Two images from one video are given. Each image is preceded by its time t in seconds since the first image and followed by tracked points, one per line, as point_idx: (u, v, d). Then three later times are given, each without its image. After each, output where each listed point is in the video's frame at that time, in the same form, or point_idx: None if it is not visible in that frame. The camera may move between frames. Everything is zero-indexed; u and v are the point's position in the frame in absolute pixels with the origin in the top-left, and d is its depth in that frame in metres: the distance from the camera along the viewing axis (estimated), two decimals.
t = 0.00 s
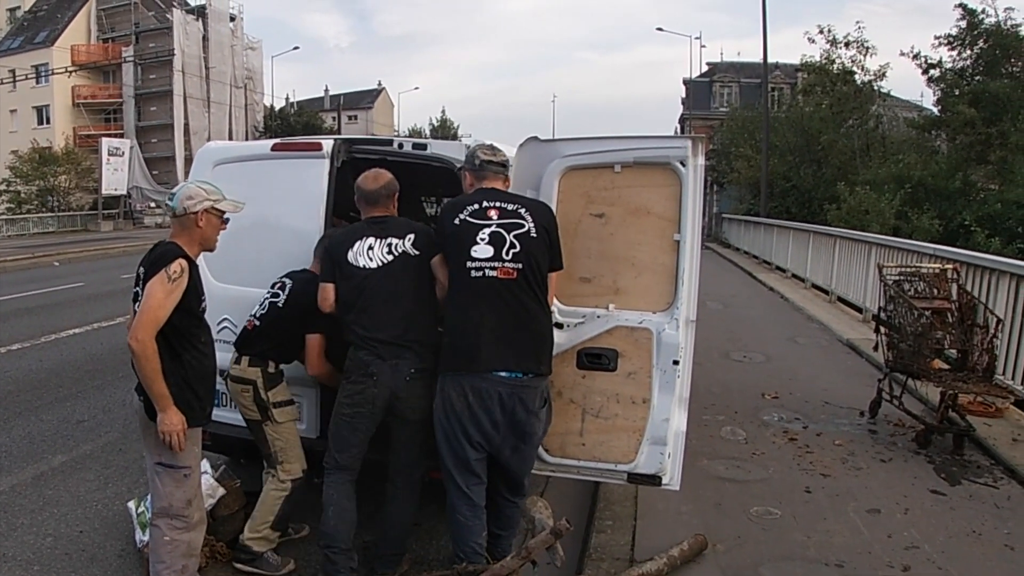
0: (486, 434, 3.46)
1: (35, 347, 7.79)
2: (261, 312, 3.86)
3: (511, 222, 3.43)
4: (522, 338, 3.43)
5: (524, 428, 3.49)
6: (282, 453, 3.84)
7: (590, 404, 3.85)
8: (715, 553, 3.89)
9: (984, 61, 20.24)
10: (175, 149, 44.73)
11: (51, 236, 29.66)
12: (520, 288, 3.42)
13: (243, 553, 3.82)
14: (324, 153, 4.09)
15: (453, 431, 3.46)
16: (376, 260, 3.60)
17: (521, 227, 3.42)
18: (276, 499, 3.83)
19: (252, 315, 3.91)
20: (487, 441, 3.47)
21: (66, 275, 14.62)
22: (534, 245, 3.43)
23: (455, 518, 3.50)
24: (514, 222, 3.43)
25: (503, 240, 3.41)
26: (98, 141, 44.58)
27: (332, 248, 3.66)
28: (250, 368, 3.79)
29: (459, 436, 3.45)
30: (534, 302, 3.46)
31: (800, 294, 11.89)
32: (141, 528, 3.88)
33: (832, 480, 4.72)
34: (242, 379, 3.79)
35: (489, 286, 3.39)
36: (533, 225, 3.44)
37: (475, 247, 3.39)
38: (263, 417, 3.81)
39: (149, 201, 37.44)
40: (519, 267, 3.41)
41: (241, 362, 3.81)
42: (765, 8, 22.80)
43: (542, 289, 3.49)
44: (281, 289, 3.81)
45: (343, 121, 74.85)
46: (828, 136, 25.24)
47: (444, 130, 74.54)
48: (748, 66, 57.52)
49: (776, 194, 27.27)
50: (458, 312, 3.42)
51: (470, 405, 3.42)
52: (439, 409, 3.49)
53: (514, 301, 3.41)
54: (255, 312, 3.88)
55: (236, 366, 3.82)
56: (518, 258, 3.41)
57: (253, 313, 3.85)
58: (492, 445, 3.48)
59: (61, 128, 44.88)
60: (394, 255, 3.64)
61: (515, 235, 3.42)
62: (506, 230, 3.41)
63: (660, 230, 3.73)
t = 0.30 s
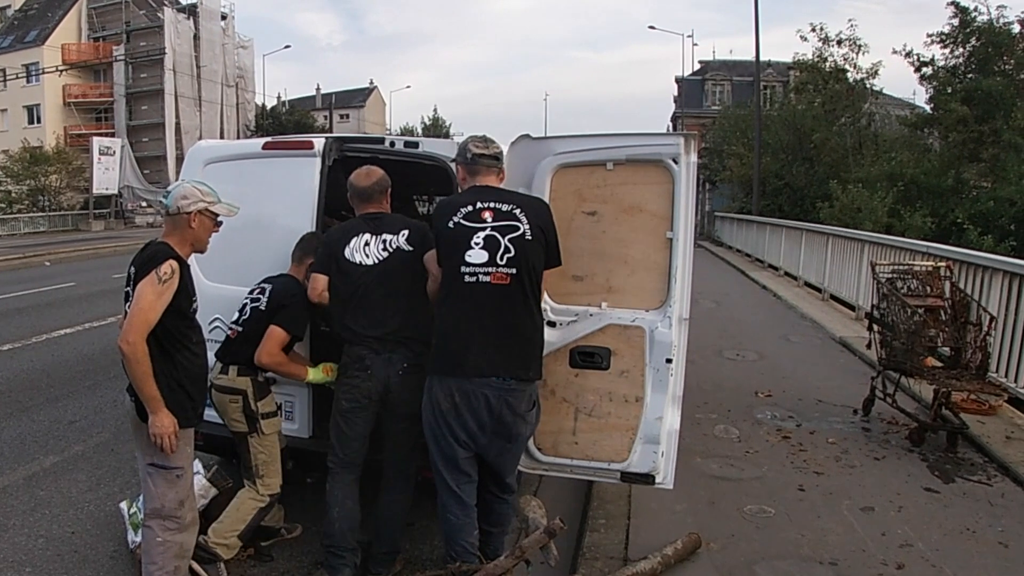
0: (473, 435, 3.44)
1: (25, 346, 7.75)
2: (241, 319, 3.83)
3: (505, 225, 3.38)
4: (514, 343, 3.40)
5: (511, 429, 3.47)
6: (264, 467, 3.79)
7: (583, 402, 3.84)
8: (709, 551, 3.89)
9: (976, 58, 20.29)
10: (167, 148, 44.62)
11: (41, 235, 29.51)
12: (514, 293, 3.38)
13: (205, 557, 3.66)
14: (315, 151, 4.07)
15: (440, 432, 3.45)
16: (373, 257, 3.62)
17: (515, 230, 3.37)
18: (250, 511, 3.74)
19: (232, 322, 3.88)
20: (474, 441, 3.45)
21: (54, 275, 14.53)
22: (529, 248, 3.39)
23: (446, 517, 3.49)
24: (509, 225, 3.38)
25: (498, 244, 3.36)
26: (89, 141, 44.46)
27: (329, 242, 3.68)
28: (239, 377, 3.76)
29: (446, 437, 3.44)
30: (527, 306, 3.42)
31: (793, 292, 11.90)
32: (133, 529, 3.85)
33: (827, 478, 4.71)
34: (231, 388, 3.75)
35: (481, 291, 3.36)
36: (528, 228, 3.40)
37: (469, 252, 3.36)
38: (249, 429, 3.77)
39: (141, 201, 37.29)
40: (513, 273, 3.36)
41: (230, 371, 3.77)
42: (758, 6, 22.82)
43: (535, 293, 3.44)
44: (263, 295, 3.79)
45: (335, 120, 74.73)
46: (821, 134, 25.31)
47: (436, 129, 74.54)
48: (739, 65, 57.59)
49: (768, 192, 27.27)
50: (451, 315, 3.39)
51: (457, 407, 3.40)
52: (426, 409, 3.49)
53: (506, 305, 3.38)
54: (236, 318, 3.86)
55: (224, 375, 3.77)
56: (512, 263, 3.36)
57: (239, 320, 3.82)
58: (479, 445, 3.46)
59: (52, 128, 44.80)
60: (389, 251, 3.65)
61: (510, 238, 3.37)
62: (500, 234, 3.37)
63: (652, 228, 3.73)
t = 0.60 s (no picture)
0: (473, 437, 3.42)
1: (17, 351, 7.73)
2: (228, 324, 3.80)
3: (501, 228, 3.36)
4: (512, 346, 3.39)
5: (509, 431, 3.47)
6: (269, 467, 3.76)
7: (576, 405, 3.84)
8: (703, 553, 3.88)
9: (970, 59, 20.33)
10: (160, 151, 44.55)
11: (31, 239, 29.33)
12: (514, 296, 3.37)
13: (216, 558, 3.66)
14: (309, 154, 4.07)
15: (440, 434, 3.41)
16: (362, 260, 3.62)
17: (512, 232, 3.36)
18: (261, 512, 3.72)
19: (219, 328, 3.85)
20: (473, 443, 3.44)
21: (45, 279, 14.50)
22: (526, 250, 3.38)
23: (442, 521, 3.45)
24: (504, 227, 3.36)
25: (495, 248, 3.34)
26: (82, 144, 44.42)
27: (321, 245, 3.68)
28: (229, 383, 3.71)
29: (446, 440, 3.41)
30: (526, 308, 3.41)
31: (787, 294, 11.91)
32: (126, 533, 3.85)
33: (820, 480, 4.71)
34: (221, 396, 3.70)
35: (481, 296, 3.34)
36: (524, 230, 3.38)
37: (468, 258, 3.32)
38: (247, 433, 3.72)
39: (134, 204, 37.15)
40: (511, 276, 3.35)
41: (219, 377, 3.72)
42: (751, 8, 22.84)
43: (533, 293, 3.44)
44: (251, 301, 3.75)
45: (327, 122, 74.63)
46: (815, 136, 25.35)
47: (430, 131, 74.51)
48: (733, 66, 57.57)
49: (762, 193, 27.09)
50: (450, 322, 3.35)
51: (458, 409, 3.38)
52: (424, 412, 3.46)
53: (505, 309, 3.36)
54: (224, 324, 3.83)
55: (213, 382, 3.72)
56: (510, 267, 3.35)
57: (224, 327, 3.78)
58: (478, 447, 3.45)
59: (44, 131, 44.75)
60: (378, 254, 3.65)
61: (507, 242, 3.35)
62: (497, 238, 3.34)
63: (646, 231, 3.72)
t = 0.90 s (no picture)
0: (479, 438, 3.39)
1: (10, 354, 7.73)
2: (225, 351, 3.68)
3: (500, 224, 3.35)
4: (519, 342, 3.38)
5: (512, 430, 3.48)
6: (271, 495, 3.68)
7: (570, 405, 3.83)
8: (697, 553, 3.88)
9: (963, 58, 20.36)
10: (153, 153, 44.51)
11: (23, 242, 29.23)
12: (518, 292, 3.36)
13: None
14: (301, 156, 4.06)
15: (447, 436, 3.34)
16: (360, 260, 3.61)
17: (511, 229, 3.37)
18: (264, 535, 3.63)
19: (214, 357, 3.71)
20: (479, 443, 3.40)
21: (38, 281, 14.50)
22: (524, 245, 3.40)
23: (440, 523, 3.41)
24: (503, 224, 3.36)
25: (498, 245, 3.32)
26: (74, 146, 44.39)
27: (316, 244, 3.66)
28: (236, 411, 3.60)
29: (452, 442, 3.34)
30: (529, 303, 3.42)
31: (781, 294, 11.92)
32: (120, 536, 3.84)
33: (814, 480, 4.71)
34: (228, 424, 3.58)
35: (487, 295, 3.29)
36: (520, 225, 3.41)
37: (474, 257, 3.26)
38: (252, 461, 3.62)
39: (127, 206, 37.06)
40: (514, 272, 3.35)
41: (225, 406, 3.59)
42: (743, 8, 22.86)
43: (533, 290, 3.45)
44: (247, 326, 3.66)
45: (320, 124, 74.57)
46: (808, 135, 25.38)
47: (424, 131, 74.53)
48: (727, 66, 57.59)
49: (756, 193, 27.24)
50: (457, 323, 3.28)
51: (470, 411, 3.32)
52: (431, 414, 3.34)
53: (510, 307, 3.34)
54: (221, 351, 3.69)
55: (217, 411, 3.59)
56: (513, 262, 3.35)
57: (223, 354, 3.65)
58: (483, 447, 3.41)
59: (37, 133, 44.72)
60: (377, 254, 3.65)
61: (508, 238, 3.35)
62: (499, 235, 3.33)
63: (639, 231, 3.72)
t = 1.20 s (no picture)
0: (470, 439, 3.38)
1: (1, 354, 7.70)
2: (244, 364, 3.69)
3: (486, 223, 3.36)
4: (507, 341, 3.36)
5: (503, 429, 3.47)
6: (268, 513, 3.60)
7: (562, 404, 3.83)
8: (690, 553, 3.88)
9: (957, 57, 20.41)
10: (146, 153, 44.44)
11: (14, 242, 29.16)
12: (505, 290, 3.36)
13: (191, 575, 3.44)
14: (293, 156, 4.06)
15: (438, 438, 3.33)
16: (360, 259, 3.65)
17: (497, 227, 3.37)
18: (249, 551, 3.54)
19: (232, 371, 3.70)
20: (471, 445, 3.39)
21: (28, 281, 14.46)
22: (510, 243, 3.40)
23: (432, 525, 3.39)
24: (489, 223, 3.37)
25: (483, 243, 3.32)
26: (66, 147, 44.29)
27: (315, 245, 3.70)
28: (257, 423, 3.58)
29: (442, 443, 3.33)
30: (517, 302, 3.41)
31: (774, 293, 11.93)
32: (113, 536, 3.83)
33: (808, 479, 4.71)
34: (249, 434, 3.55)
35: (473, 293, 3.28)
36: (506, 224, 3.42)
37: (458, 254, 3.26)
38: (260, 475, 3.56)
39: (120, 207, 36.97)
40: (500, 271, 3.35)
41: (247, 416, 3.58)
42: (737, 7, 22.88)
43: (520, 289, 3.45)
44: (268, 342, 3.72)
45: (314, 124, 74.48)
46: (802, 134, 25.40)
47: (417, 132, 74.55)
48: (721, 66, 57.69)
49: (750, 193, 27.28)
50: (443, 322, 3.27)
51: (459, 412, 3.31)
52: (421, 416, 3.33)
53: (497, 305, 3.34)
54: (240, 366, 3.70)
55: (239, 420, 3.57)
56: (499, 260, 3.35)
57: (244, 367, 3.65)
58: (474, 447, 3.40)
59: (29, 133, 44.60)
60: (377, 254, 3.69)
61: (493, 236, 3.36)
62: (484, 234, 3.34)
63: (630, 230, 3.72)
